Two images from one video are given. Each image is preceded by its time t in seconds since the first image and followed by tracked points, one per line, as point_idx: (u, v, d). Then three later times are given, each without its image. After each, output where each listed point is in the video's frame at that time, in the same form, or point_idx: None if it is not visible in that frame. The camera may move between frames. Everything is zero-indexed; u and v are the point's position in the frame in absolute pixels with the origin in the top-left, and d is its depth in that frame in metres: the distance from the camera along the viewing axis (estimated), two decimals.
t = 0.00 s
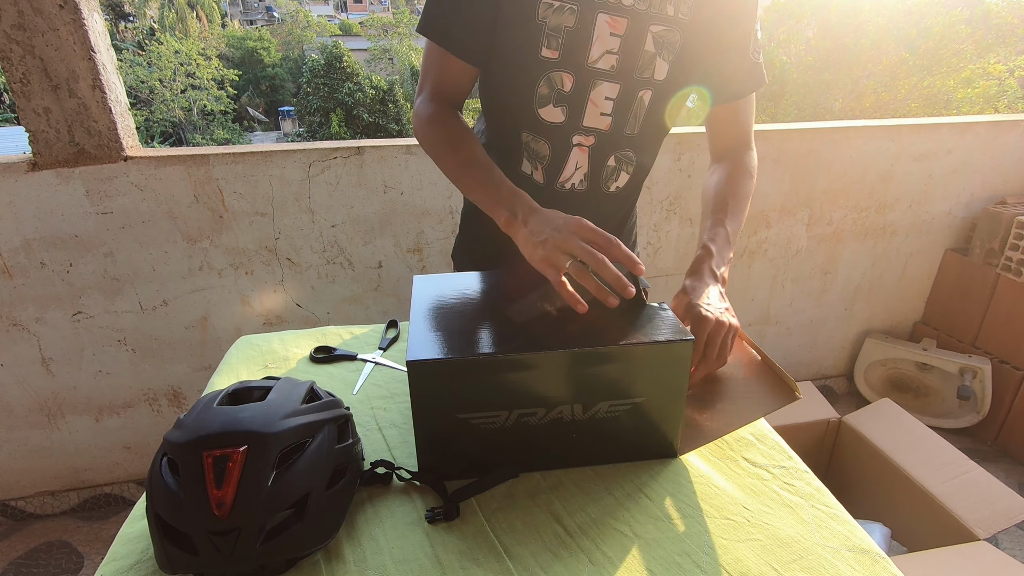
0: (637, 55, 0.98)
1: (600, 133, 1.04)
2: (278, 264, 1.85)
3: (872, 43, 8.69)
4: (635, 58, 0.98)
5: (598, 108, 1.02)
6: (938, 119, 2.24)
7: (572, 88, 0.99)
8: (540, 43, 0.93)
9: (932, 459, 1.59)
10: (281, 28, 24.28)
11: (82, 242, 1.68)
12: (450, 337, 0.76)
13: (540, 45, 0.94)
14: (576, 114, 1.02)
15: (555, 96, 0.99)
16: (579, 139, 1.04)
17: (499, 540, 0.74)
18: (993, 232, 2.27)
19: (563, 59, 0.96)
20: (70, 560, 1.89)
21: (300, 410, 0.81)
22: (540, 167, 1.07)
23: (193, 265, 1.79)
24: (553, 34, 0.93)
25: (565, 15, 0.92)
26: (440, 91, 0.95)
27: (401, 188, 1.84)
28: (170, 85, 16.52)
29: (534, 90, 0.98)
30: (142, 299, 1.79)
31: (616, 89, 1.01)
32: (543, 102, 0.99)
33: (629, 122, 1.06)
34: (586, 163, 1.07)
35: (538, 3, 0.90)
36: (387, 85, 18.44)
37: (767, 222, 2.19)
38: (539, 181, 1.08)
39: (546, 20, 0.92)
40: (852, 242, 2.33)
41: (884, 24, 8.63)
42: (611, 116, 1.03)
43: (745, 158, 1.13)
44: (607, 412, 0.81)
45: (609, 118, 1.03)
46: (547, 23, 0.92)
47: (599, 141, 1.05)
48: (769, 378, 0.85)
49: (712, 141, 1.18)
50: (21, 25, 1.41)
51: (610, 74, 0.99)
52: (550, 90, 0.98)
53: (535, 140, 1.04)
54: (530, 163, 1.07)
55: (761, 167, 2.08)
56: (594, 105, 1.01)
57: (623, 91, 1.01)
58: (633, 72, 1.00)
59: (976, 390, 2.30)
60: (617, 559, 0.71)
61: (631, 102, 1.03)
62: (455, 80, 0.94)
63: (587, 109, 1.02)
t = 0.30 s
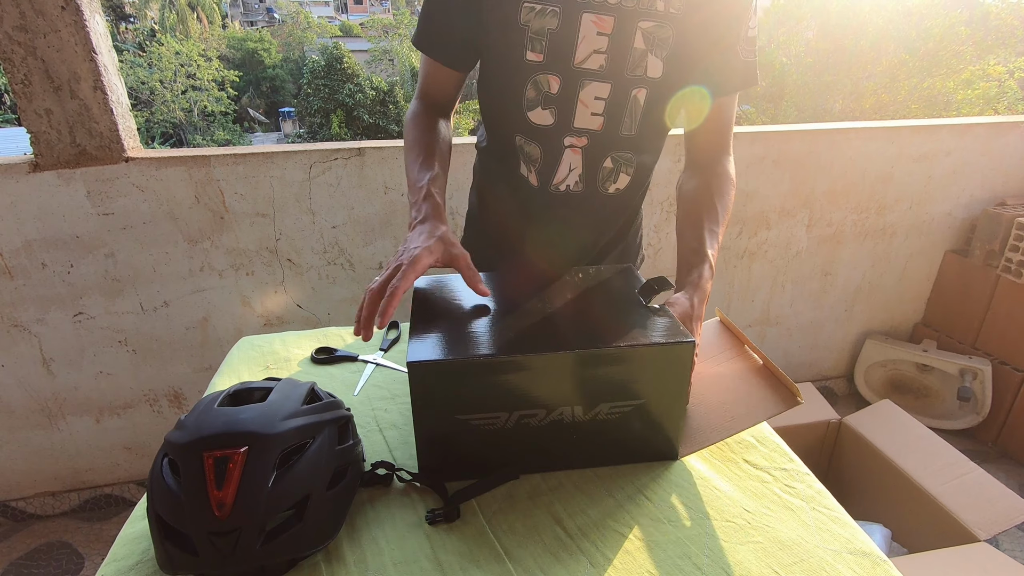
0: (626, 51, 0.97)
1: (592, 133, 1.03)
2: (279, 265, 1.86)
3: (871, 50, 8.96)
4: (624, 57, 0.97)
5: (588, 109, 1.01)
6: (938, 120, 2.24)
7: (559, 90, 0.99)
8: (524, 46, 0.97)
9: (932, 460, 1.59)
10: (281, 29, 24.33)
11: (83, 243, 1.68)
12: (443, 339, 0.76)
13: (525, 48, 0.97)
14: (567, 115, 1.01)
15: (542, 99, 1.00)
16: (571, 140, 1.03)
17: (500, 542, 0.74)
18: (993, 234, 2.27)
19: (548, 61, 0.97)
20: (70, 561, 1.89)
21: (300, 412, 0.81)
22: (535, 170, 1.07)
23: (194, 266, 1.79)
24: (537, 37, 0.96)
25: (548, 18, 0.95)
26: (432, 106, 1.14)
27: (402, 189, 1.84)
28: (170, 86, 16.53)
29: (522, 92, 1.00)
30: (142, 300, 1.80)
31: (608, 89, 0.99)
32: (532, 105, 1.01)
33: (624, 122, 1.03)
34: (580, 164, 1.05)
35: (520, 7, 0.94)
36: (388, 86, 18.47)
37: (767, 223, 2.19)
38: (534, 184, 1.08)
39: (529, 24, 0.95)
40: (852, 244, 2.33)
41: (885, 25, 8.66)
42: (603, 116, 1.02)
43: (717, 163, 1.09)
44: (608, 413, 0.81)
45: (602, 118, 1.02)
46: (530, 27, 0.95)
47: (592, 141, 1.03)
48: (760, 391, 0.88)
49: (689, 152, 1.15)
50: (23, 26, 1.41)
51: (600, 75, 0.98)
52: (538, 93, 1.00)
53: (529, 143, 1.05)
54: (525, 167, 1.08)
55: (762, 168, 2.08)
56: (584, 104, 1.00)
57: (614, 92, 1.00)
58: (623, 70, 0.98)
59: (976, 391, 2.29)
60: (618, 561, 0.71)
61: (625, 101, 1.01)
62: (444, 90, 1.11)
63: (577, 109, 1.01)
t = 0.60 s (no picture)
0: (615, 51, 0.98)
1: (586, 134, 1.03)
2: (280, 266, 1.86)
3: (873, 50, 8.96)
4: (614, 56, 0.98)
5: (581, 110, 1.01)
6: (938, 122, 2.25)
7: (550, 94, 1.00)
8: (513, 52, 0.98)
9: (934, 462, 1.59)
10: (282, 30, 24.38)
11: (85, 243, 1.68)
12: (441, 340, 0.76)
13: (513, 53, 0.98)
14: (561, 117, 1.02)
15: (533, 102, 1.01)
16: (566, 142, 1.03)
17: (500, 543, 0.74)
18: (994, 236, 2.27)
19: (537, 65, 0.98)
20: (71, 561, 1.89)
21: (302, 412, 0.81)
22: (531, 173, 1.07)
23: (195, 267, 1.79)
24: (524, 42, 0.97)
25: (534, 23, 0.96)
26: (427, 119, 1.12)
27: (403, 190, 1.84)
28: (171, 87, 16.55)
29: (513, 97, 1.01)
30: (144, 301, 1.80)
31: (599, 89, 1.00)
32: (524, 109, 1.02)
33: (618, 120, 1.03)
34: (576, 166, 1.06)
35: (507, 14, 0.95)
36: (389, 88, 18.50)
37: (768, 225, 2.19)
38: (531, 187, 1.09)
39: (516, 30, 0.96)
40: (852, 246, 2.33)
41: (885, 27, 8.68)
42: (596, 116, 1.02)
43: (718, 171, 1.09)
44: (606, 415, 0.82)
45: (595, 119, 1.02)
46: (516, 32, 0.97)
47: (587, 143, 1.04)
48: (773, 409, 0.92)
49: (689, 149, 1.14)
50: (25, 28, 1.41)
51: (590, 75, 0.99)
52: (529, 97, 1.01)
53: (523, 147, 1.05)
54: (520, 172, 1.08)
55: (762, 169, 2.08)
56: (576, 105, 1.01)
57: (605, 92, 1.00)
58: (614, 70, 0.99)
59: (977, 393, 2.30)
60: (618, 562, 0.71)
61: (616, 101, 1.01)
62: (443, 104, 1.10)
63: (569, 111, 1.01)
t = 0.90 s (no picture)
0: (602, 51, 0.98)
1: (577, 134, 1.03)
2: (280, 267, 1.86)
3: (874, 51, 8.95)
4: (600, 56, 0.98)
5: (570, 110, 1.01)
6: (938, 124, 2.25)
7: (537, 95, 1.00)
8: (499, 55, 0.98)
9: (934, 464, 1.59)
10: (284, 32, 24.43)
11: (86, 244, 1.68)
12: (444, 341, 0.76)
13: (499, 56, 0.98)
14: (549, 117, 1.02)
15: (522, 104, 1.01)
16: (556, 142, 1.04)
17: (501, 544, 0.74)
18: (994, 238, 2.27)
19: (524, 67, 0.99)
20: (71, 562, 1.89)
21: (303, 413, 0.81)
22: (522, 176, 1.07)
23: (196, 268, 1.80)
24: (510, 45, 0.97)
25: (519, 26, 0.96)
26: (417, 122, 1.12)
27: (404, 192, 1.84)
28: (173, 88, 16.56)
29: (502, 100, 1.02)
30: (145, 302, 1.80)
31: (587, 89, 1.00)
32: (513, 111, 1.02)
33: (607, 119, 1.03)
34: (568, 166, 1.06)
35: (492, 18, 0.96)
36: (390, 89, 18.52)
37: (768, 226, 2.19)
38: (523, 190, 1.09)
39: (501, 33, 0.96)
40: (853, 248, 2.33)
41: (886, 29, 8.70)
42: (586, 116, 1.02)
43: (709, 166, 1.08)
44: (611, 411, 0.82)
45: (584, 119, 1.02)
46: (502, 35, 0.97)
47: (577, 143, 1.04)
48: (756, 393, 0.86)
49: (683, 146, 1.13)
50: (28, 29, 1.42)
51: (576, 75, 0.99)
52: (517, 99, 1.01)
53: (514, 150, 1.06)
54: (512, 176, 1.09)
55: (763, 171, 2.08)
56: (565, 106, 1.01)
57: (593, 91, 1.00)
58: (601, 68, 0.99)
59: (977, 395, 2.30)
60: (619, 563, 0.71)
61: (604, 100, 1.01)
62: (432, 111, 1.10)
63: (558, 111, 1.02)
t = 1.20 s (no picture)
0: (592, 52, 0.98)
1: (568, 136, 1.03)
2: (281, 268, 1.86)
3: (874, 53, 8.95)
4: (590, 58, 0.99)
5: (561, 112, 1.02)
6: (938, 126, 2.25)
7: (530, 97, 1.00)
8: (490, 58, 0.98)
9: (934, 466, 1.59)
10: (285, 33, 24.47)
11: (87, 245, 1.69)
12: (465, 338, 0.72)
13: (490, 59, 0.98)
14: (542, 119, 1.02)
15: (514, 107, 1.01)
16: (548, 144, 1.04)
17: (501, 544, 0.74)
18: (994, 240, 2.27)
19: (515, 70, 0.99)
20: (71, 563, 1.89)
21: (304, 413, 0.81)
22: (514, 178, 1.07)
23: (197, 269, 1.80)
24: (501, 48, 0.97)
25: (510, 30, 0.96)
26: (406, 125, 1.11)
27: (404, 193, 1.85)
28: (173, 89, 16.57)
29: (494, 103, 1.01)
30: (145, 302, 1.80)
31: (578, 90, 1.01)
32: (505, 114, 1.02)
33: (598, 120, 1.03)
34: (561, 169, 1.06)
35: (482, 22, 0.96)
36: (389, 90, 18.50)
37: (768, 228, 2.19)
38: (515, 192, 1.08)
39: (492, 37, 0.96)
40: (853, 250, 2.34)
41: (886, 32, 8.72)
42: (578, 118, 1.02)
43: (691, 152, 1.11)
44: (636, 369, 0.83)
45: (576, 120, 1.02)
46: (494, 39, 0.97)
47: (569, 145, 1.04)
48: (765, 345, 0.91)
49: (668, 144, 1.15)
50: (30, 31, 1.42)
51: (567, 77, 1.00)
52: (509, 102, 1.01)
53: (506, 152, 1.05)
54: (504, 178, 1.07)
55: (762, 173, 2.09)
56: (557, 108, 1.01)
57: (584, 93, 1.01)
58: (591, 70, 0.99)
59: (977, 397, 2.30)
60: (618, 563, 0.71)
61: (596, 101, 1.02)
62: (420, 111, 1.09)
63: (550, 113, 1.02)
